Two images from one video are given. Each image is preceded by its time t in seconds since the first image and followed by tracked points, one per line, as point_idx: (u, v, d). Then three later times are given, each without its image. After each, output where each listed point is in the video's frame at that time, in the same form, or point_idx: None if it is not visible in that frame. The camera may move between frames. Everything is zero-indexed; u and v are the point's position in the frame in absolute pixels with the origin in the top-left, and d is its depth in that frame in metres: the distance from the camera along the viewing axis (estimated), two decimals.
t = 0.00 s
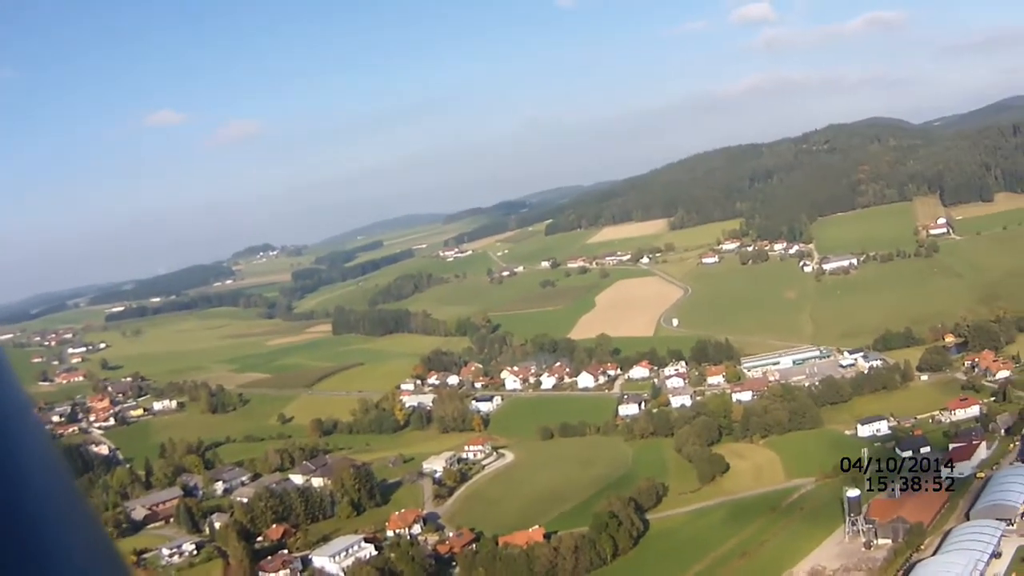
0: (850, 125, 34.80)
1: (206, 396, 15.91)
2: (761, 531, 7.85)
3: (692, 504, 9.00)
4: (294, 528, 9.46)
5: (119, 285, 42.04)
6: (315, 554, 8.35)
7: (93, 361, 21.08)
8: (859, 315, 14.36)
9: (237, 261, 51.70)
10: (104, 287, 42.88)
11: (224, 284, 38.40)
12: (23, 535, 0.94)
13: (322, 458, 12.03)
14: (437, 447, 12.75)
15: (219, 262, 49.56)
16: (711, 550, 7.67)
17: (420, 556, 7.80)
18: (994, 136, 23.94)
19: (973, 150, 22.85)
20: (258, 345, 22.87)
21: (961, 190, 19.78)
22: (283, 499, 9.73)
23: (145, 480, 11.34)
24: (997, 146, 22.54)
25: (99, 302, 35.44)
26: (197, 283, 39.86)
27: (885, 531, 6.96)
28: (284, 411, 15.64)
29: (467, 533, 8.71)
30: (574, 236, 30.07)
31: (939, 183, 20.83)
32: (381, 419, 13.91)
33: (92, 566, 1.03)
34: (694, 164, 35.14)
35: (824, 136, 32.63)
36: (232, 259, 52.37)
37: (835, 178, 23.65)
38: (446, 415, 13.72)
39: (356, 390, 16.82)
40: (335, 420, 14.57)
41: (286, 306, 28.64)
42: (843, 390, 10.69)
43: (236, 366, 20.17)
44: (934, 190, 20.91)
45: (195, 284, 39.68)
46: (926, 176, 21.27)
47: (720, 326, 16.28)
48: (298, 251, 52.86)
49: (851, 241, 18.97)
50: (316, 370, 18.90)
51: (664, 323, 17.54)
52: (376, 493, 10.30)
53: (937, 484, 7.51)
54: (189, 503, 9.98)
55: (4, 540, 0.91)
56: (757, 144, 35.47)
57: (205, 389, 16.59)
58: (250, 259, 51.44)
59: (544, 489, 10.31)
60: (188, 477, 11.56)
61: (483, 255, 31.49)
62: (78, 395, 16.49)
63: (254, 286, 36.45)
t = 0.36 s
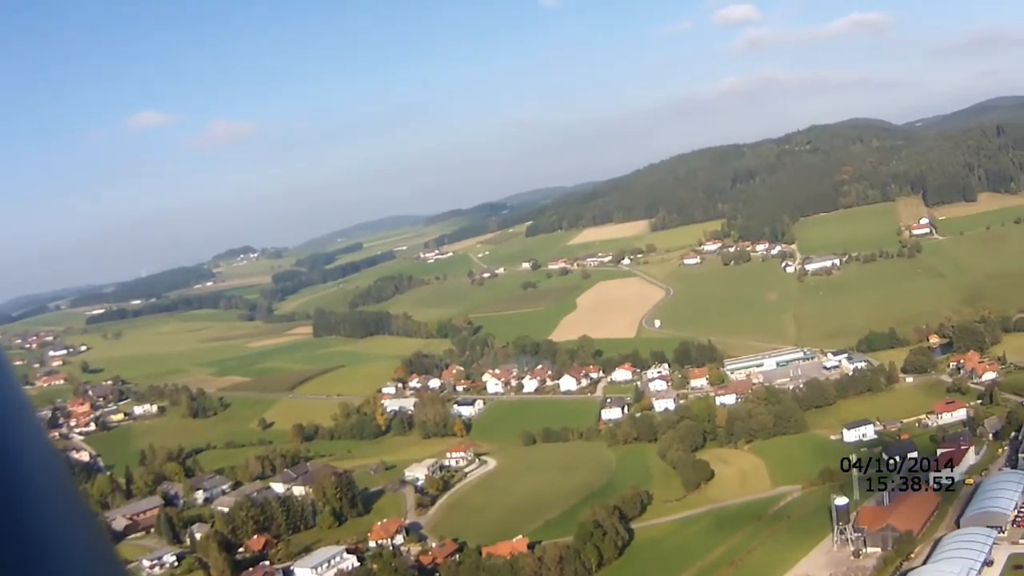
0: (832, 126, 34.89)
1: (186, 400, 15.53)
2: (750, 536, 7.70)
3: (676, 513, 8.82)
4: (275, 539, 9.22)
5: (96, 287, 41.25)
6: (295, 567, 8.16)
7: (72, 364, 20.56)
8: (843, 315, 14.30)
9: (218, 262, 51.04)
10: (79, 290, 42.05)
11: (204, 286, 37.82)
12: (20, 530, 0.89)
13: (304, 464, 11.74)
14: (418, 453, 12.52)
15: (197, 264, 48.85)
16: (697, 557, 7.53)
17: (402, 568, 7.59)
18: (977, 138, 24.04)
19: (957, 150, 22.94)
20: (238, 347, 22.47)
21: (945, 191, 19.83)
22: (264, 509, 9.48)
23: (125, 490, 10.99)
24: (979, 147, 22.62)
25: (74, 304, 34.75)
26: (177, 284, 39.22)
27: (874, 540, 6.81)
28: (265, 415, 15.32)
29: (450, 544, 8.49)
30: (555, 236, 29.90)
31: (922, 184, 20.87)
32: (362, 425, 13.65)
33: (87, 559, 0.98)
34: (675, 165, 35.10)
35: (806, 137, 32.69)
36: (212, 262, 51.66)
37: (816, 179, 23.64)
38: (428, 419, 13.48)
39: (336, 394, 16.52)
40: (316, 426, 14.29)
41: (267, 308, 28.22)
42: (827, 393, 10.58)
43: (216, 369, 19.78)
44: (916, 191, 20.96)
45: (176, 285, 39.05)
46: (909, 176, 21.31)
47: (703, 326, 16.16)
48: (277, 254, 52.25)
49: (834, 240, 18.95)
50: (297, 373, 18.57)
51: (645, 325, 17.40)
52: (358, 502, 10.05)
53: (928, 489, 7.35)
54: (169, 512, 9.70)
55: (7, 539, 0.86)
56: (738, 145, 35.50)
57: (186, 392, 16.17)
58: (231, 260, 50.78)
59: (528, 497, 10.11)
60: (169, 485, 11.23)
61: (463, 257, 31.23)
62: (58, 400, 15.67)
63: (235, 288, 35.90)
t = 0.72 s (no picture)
0: (814, 130, 35.12)
1: (165, 406, 15.25)
2: (736, 540, 7.61)
3: (657, 517, 8.72)
4: (254, 541, 9.02)
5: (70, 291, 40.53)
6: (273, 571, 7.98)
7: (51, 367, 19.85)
8: (824, 322, 14.32)
9: (198, 267, 50.39)
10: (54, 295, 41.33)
11: (184, 292, 37.31)
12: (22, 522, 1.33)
13: (283, 468, 11.56)
14: (397, 458, 12.34)
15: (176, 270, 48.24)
16: (682, 560, 7.44)
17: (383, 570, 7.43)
18: (960, 140, 24.27)
19: (940, 154, 23.15)
20: (217, 353, 22.15)
21: (928, 195, 19.93)
22: (243, 510, 9.29)
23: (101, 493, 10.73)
24: (962, 152, 22.95)
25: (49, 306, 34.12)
26: (156, 289, 38.66)
27: (860, 544, 6.68)
28: (243, 420, 15.07)
29: (430, 546, 8.33)
30: (534, 242, 29.83)
31: (904, 188, 20.99)
32: (341, 430, 13.46)
33: (80, 552, 1.39)
34: (655, 172, 35.20)
35: (787, 142, 32.86)
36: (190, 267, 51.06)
37: (798, 184, 23.72)
38: (407, 426, 13.31)
39: (315, 400, 16.29)
40: (295, 431, 14.07)
41: (247, 313, 27.86)
42: (810, 399, 10.55)
43: (196, 375, 19.46)
44: (899, 195, 20.94)
45: (156, 291, 38.51)
46: (890, 182, 21.45)
47: (684, 334, 16.14)
48: (257, 258, 51.75)
49: (816, 247, 19.03)
50: (276, 378, 18.32)
51: (626, 332, 17.33)
52: (337, 504, 9.88)
53: (915, 493, 7.25)
54: (146, 514, 9.48)
55: (7, 540, 1.27)
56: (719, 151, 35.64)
57: (164, 397, 15.92)
58: (211, 265, 50.16)
59: (509, 501, 9.96)
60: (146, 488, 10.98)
61: (443, 263, 31.06)
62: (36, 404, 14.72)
63: (216, 294, 35.44)
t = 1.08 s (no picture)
0: (797, 136, 35.29)
1: (144, 404, 14.92)
2: (722, 544, 7.51)
3: (640, 521, 8.58)
4: (233, 543, 8.84)
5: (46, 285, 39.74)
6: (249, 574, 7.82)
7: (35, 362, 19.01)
8: (808, 325, 14.29)
9: (179, 263, 49.67)
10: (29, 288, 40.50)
11: (165, 288, 36.71)
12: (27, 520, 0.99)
13: (263, 468, 11.35)
14: (378, 459, 12.14)
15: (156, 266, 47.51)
16: (667, 565, 7.33)
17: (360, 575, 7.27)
18: (943, 147, 24.45)
19: (924, 160, 23.28)
20: (198, 350, 21.78)
21: (911, 201, 20.01)
22: (222, 512, 9.10)
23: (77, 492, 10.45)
24: (946, 157, 23.13)
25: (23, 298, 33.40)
26: (136, 285, 38.00)
27: (846, 550, 6.56)
28: (223, 420, 14.79)
29: (411, 548, 8.17)
30: (516, 243, 29.67)
31: (887, 194, 21.08)
32: (322, 429, 13.26)
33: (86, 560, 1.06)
34: (639, 173, 35.18)
35: (770, 146, 32.96)
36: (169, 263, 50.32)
37: (782, 189, 23.77)
38: (387, 425, 13.11)
39: (295, 399, 16.04)
40: (275, 430, 13.83)
41: (228, 311, 27.44)
42: (793, 404, 10.48)
43: (175, 372, 19.10)
44: (882, 202, 21.11)
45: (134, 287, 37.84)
46: (874, 187, 21.53)
47: (667, 335, 16.06)
48: (239, 255, 51.11)
49: (799, 250, 19.03)
50: (257, 377, 18.03)
51: (608, 333, 17.21)
52: (317, 506, 9.68)
53: (900, 497, 7.13)
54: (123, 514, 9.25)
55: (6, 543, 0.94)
56: (703, 154, 35.67)
57: (143, 395, 15.61)
58: (193, 262, 49.45)
59: (490, 503, 9.80)
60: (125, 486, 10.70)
61: (426, 262, 30.83)
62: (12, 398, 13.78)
63: (197, 290, 34.89)
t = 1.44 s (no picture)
0: (784, 139, 35.39)
1: (125, 398, 14.63)
2: (708, 550, 7.45)
3: (621, 528, 8.48)
4: (212, 545, 8.67)
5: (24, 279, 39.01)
6: None
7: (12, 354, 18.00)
8: (792, 329, 14.26)
9: (161, 258, 48.98)
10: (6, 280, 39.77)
11: (147, 282, 36.18)
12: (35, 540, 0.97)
13: (243, 466, 11.16)
14: (359, 458, 11.98)
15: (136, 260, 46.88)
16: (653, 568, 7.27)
17: None
18: (932, 153, 24.57)
19: (912, 164, 23.39)
20: (179, 345, 21.47)
21: (898, 206, 20.07)
22: (202, 512, 8.92)
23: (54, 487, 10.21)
24: (934, 163, 23.26)
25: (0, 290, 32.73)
26: (116, 279, 37.42)
27: (833, 560, 6.45)
28: (203, 415, 14.55)
29: (391, 553, 8.04)
30: (500, 242, 29.52)
31: (874, 198, 21.15)
32: (303, 427, 13.08)
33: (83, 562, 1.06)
34: (624, 173, 35.14)
35: (757, 148, 33.02)
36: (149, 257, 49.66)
37: (768, 191, 23.79)
38: (368, 424, 12.95)
39: (276, 395, 15.82)
40: (256, 427, 13.64)
41: (210, 307, 27.07)
42: (778, 407, 10.43)
43: (156, 367, 18.79)
44: (868, 204, 21.19)
45: (114, 281, 37.27)
46: (861, 190, 21.58)
47: (651, 337, 16.00)
48: (222, 251, 50.66)
49: (784, 252, 19.04)
50: (238, 373, 17.78)
51: (591, 333, 17.12)
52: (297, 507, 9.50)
53: (887, 506, 7.05)
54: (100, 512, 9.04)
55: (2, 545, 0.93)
56: (689, 155, 35.70)
57: (125, 389, 15.35)
58: (175, 256, 48.84)
59: (471, 505, 9.69)
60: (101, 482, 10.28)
61: (409, 260, 30.61)
62: None
63: (180, 285, 34.43)
